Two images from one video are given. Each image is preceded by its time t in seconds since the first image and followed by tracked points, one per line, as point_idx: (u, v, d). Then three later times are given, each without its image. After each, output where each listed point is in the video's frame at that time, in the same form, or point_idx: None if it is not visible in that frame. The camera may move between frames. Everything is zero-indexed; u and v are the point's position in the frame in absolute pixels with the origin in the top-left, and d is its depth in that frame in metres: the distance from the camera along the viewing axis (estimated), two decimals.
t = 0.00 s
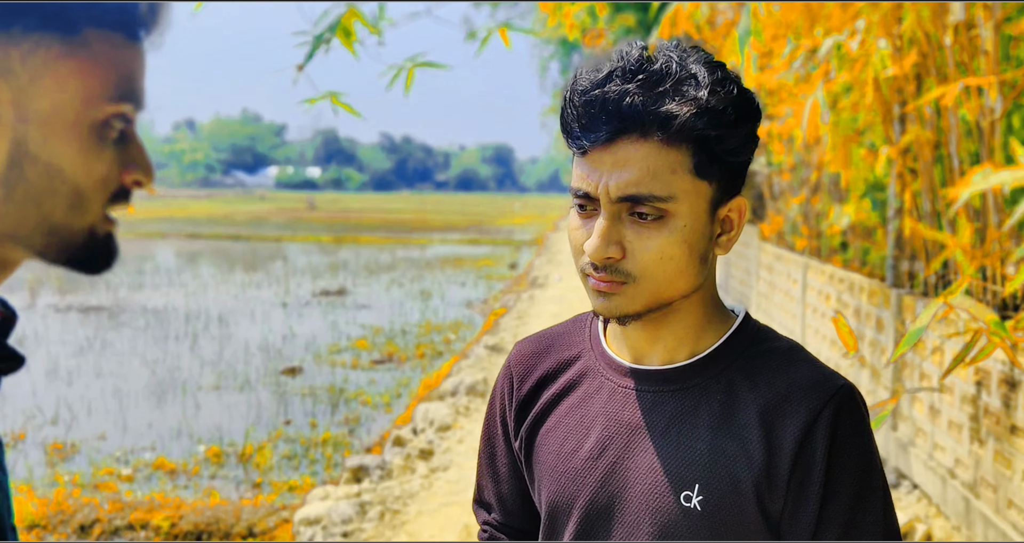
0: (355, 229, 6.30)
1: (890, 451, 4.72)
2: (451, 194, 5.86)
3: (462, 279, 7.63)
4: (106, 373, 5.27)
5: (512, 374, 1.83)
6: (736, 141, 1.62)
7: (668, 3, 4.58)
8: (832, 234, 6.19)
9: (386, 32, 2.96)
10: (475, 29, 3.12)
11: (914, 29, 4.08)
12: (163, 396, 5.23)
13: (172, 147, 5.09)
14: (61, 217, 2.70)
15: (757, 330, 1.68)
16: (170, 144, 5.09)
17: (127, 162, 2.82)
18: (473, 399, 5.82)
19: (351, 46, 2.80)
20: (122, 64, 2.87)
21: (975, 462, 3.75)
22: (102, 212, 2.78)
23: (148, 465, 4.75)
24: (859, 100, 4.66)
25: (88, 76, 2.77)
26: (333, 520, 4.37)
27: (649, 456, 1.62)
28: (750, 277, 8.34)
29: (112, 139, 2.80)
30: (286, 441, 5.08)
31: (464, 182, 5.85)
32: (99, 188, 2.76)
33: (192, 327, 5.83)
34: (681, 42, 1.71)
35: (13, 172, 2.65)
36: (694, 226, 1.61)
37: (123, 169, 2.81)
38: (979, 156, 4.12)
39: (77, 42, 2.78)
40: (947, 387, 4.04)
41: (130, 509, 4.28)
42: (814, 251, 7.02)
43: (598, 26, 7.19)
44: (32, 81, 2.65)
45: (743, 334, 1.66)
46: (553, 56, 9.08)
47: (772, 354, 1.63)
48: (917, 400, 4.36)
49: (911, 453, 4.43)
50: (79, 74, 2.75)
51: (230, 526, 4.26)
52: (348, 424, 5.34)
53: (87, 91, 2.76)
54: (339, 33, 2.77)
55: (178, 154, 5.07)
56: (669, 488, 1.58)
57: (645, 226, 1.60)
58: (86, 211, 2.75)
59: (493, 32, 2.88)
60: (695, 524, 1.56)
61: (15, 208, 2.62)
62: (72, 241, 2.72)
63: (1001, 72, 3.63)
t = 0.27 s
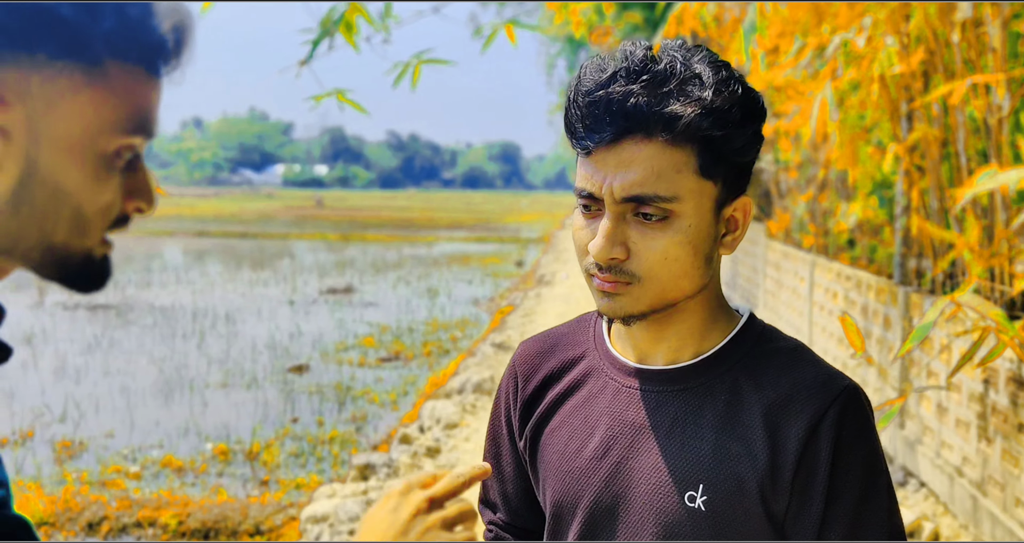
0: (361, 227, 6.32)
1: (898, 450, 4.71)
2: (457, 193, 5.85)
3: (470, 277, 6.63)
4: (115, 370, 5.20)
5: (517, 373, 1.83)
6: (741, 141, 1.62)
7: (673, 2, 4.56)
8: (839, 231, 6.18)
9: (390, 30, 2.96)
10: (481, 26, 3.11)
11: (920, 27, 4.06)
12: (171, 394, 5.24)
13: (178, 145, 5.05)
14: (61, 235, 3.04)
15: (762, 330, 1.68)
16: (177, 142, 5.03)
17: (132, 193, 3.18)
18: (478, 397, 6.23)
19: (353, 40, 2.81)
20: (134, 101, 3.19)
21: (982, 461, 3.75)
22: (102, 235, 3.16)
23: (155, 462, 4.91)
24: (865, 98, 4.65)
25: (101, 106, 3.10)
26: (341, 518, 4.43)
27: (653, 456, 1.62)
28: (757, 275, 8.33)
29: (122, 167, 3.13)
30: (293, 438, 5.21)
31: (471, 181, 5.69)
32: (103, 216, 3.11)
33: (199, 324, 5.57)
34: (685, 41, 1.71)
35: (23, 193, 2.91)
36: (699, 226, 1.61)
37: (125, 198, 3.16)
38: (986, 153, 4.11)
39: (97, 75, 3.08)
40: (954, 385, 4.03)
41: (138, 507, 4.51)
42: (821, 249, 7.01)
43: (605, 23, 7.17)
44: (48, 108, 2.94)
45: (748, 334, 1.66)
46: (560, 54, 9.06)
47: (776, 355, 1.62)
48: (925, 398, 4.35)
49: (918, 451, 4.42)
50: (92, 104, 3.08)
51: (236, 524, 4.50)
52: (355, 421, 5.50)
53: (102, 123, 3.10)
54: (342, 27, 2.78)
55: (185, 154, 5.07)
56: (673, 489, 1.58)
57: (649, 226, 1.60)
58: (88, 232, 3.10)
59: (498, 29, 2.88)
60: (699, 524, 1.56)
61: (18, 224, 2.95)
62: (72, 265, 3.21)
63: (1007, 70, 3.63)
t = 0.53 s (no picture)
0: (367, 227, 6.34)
1: (905, 450, 4.70)
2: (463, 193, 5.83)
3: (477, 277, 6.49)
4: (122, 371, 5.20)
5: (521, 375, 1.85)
6: (742, 142, 1.62)
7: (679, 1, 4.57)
8: (846, 231, 6.17)
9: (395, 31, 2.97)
10: (486, 26, 3.12)
11: (926, 27, 4.05)
12: (178, 394, 5.28)
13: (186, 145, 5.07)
14: (86, 260, 3.55)
15: (765, 331, 1.68)
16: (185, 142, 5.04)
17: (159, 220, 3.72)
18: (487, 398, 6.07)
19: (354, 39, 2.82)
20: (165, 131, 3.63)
21: (989, 461, 3.73)
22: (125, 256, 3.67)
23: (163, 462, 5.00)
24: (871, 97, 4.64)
25: (134, 136, 3.57)
26: (347, 518, 4.45)
27: (656, 457, 1.62)
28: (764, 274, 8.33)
29: (151, 194, 3.65)
30: (300, 438, 5.24)
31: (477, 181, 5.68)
32: (127, 236, 3.63)
33: (206, 324, 5.52)
34: (687, 42, 1.71)
35: (49, 215, 3.44)
36: (700, 226, 1.61)
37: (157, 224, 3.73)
38: (993, 152, 4.11)
39: (128, 100, 3.54)
40: (961, 384, 4.02)
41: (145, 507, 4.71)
42: (828, 248, 7.00)
43: (610, 23, 7.18)
44: (78, 131, 3.45)
45: (750, 335, 1.66)
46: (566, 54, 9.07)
47: (778, 355, 1.62)
48: (932, 398, 4.33)
49: (925, 451, 4.41)
50: (125, 133, 3.55)
51: (242, 524, 4.62)
52: (361, 422, 5.49)
53: (129, 150, 3.56)
54: (344, 26, 2.80)
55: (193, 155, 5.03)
56: (675, 489, 1.59)
57: (650, 226, 1.61)
58: (113, 256, 3.63)
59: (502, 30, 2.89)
60: (701, 525, 1.56)
61: (44, 247, 3.46)
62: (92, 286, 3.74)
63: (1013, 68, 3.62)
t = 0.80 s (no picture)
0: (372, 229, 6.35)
1: (909, 450, 4.69)
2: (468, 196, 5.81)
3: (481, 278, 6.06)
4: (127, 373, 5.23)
5: (523, 377, 1.84)
6: (743, 144, 1.61)
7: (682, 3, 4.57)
8: (851, 232, 6.17)
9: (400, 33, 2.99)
10: (491, 28, 3.14)
11: (932, 26, 4.03)
12: (183, 396, 5.26)
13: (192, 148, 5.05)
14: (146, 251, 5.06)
15: (768, 333, 1.68)
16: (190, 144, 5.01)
17: (158, 162, 2.96)
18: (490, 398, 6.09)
19: (356, 42, 2.82)
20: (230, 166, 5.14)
21: (994, 462, 3.73)
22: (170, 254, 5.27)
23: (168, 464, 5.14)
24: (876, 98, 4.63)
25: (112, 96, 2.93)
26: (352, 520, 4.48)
27: (659, 459, 1.62)
28: (768, 275, 8.32)
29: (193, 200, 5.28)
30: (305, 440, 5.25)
31: (483, 182, 5.68)
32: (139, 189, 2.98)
33: (212, 326, 5.47)
34: (689, 44, 1.71)
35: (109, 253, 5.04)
36: (699, 228, 1.61)
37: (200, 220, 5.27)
38: (998, 153, 4.11)
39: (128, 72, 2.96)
40: (966, 385, 4.01)
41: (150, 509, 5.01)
42: (832, 249, 7.00)
43: (615, 24, 7.18)
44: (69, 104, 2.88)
45: (752, 337, 1.66)
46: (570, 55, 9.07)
47: (782, 356, 1.62)
48: (937, 399, 4.33)
49: (930, 452, 4.40)
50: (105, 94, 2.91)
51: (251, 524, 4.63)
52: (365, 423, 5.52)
53: (119, 103, 2.94)
54: (346, 29, 2.80)
55: (197, 156, 5.12)
56: (679, 491, 1.59)
57: (649, 228, 1.61)
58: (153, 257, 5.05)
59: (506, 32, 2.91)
60: (705, 527, 1.57)
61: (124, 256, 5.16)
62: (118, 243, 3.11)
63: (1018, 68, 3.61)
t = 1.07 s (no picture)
0: (372, 230, 6.34)
1: (909, 451, 4.69)
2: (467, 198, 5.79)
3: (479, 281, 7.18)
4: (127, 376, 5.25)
5: (520, 379, 1.84)
6: (738, 142, 1.62)
7: (680, 4, 4.59)
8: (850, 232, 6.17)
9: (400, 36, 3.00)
10: (490, 31, 3.14)
11: (928, 26, 4.02)
12: (183, 398, 5.23)
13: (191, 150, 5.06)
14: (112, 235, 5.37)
15: (764, 333, 1.68)
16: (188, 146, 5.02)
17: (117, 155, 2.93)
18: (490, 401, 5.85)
19: (356, 47, 2.82)
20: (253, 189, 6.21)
21: (994, 461, 3.72)
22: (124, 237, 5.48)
23: (167, 467, 4.76)
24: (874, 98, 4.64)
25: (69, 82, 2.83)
26: (351, 521, 4.41)
27: (656, 460, 1.62)
28: (768, 276, 8.32)
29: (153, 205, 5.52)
30: (304, 442, 5.06)
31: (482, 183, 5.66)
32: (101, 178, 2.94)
33: (210, 329, 5.75)
34: (687, 44, 1.72)
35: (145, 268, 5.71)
36: (695, 226, 1.61)
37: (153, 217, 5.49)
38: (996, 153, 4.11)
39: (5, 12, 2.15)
40: (965, 385, 4.01)
41: (148, 511, 4.31)
42: (832, 249, 7.00)
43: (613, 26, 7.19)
44: None
45: (748, 337, 1.66)
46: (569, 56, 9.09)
47: (777, 357, 1.63)
48: (936, 399, 4.33)
49: (930, 452, 4.40)
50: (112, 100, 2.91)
51: (248, 527, 4.28)
52: (365, 425, 5.33)
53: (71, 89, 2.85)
54: (345, 34, 2.81)
55: (196, 158, 5.08)
56: (675, 492, 1.59)
57: (647, 224, 1.60)
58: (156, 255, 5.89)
59: (504, 34, 2.92)
60: (701, 527, 1.56)
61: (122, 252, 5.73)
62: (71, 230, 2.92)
63: (1016, 68, 3.61)
